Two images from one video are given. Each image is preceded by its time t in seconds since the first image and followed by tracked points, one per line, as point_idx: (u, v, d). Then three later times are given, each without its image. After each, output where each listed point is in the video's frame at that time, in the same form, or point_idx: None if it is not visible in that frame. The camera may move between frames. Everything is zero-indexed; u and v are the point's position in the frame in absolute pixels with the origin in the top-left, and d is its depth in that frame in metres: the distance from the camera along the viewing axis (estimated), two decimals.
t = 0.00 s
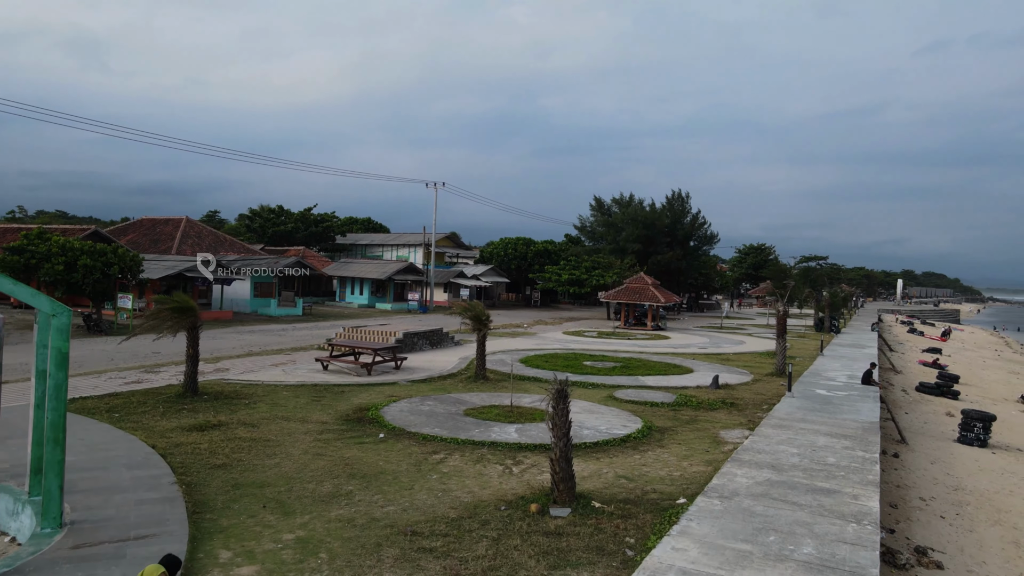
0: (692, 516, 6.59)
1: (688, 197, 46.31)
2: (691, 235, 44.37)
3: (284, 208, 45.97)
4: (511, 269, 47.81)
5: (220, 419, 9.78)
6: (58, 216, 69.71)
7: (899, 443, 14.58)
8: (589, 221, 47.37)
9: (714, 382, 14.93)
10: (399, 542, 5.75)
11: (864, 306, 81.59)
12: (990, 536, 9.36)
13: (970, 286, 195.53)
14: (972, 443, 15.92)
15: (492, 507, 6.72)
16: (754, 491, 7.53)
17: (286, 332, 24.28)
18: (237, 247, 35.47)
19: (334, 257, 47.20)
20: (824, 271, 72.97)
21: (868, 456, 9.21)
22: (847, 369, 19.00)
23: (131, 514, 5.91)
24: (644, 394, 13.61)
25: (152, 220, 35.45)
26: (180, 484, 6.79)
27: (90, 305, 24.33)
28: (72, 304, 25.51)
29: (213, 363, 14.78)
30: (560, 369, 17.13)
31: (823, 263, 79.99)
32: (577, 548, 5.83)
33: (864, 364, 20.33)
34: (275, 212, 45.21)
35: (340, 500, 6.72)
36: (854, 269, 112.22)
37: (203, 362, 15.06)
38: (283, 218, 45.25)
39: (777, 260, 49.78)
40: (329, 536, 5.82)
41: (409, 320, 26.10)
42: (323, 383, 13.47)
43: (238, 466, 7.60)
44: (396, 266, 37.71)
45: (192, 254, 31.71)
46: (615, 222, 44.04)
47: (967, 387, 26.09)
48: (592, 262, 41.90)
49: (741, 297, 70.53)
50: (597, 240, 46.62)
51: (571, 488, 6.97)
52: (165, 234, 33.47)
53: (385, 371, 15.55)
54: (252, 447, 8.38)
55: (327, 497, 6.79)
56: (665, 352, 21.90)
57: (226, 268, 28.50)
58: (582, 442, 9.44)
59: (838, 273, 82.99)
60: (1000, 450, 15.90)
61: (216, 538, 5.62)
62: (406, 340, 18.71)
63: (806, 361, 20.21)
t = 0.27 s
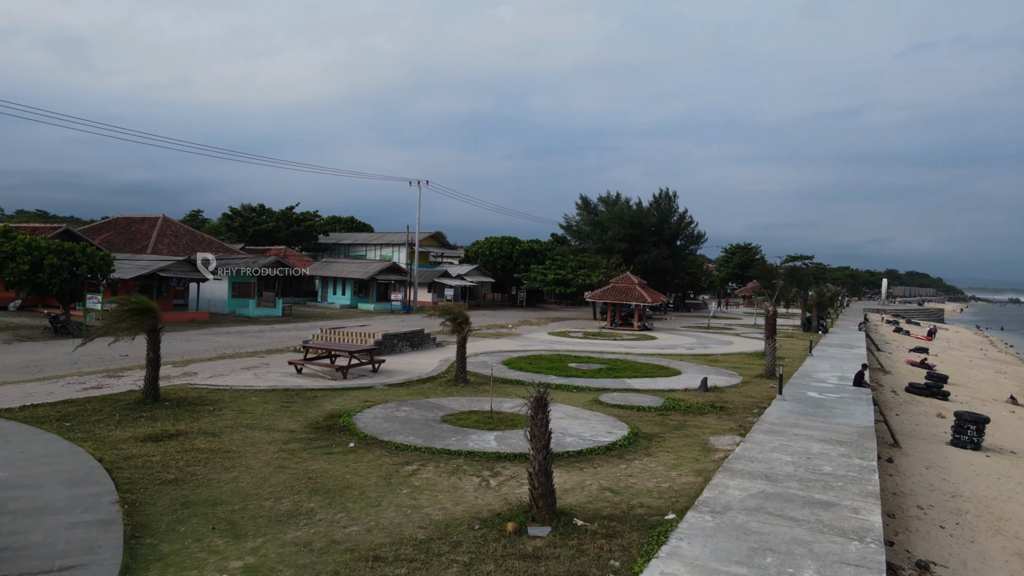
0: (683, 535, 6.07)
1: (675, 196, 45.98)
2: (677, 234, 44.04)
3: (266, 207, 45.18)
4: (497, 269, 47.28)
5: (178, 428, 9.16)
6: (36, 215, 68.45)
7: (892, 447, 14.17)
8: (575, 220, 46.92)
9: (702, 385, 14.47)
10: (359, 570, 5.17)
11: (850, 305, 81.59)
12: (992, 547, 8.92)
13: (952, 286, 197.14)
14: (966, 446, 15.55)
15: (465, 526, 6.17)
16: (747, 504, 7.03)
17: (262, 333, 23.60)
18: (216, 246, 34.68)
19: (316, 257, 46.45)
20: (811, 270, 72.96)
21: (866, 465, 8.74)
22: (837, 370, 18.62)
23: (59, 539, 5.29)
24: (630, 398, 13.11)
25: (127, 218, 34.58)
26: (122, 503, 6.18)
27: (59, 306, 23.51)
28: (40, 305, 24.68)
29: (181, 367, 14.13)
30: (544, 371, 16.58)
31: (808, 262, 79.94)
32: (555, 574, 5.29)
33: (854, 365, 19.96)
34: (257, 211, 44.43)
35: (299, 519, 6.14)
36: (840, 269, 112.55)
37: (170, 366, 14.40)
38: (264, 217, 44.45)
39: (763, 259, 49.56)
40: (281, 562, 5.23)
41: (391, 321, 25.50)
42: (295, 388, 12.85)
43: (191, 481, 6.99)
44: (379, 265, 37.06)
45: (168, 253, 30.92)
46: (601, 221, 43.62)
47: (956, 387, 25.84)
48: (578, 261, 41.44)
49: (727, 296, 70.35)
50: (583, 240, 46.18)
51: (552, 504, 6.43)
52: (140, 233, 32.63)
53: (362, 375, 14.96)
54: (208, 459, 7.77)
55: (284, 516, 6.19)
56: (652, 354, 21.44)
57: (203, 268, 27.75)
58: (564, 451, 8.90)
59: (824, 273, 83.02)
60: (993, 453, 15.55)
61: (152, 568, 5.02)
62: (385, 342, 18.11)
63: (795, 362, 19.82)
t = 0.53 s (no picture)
0: (671, 562, 5.45)
1: (659, 194, 45.56)
2: (662, 233, 43.63)
3: (243, 206, 44.24)
4: (479, 268, 46.64)
5: (123, 441, 8.41)
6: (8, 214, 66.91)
7: (884, 452, 13.68)
8: (558, 219, 46.38)
9: (689, 388, 13.91)
10: None
11: (833, 304, 81.71)
12: (996, 562, 8.40)
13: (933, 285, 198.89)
14: (959, 450, 15.11)
15: (429, 554, 5.51)
16: (741, 524, 6.43)
17: (234, 334, 22.77)
18: (189, 245, 33.72)
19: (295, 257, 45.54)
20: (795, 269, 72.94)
21: (864, 476, 8.19)
22: (826, 371, 18.15)
23: None
24: (614, 402, 12.50)
25: (97, 216, 33.52)
26: (40, 533, 5.45)
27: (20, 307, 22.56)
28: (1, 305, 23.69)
29: (139, 373, 13.35)
30: (524, 373, 15.92)
31: (792, 262, 79.97)
32: None
33: (842, 366, 19.52)
34: (234, 210, 43.49)
35: (241, 547, 5.45)
36: (822, 268, 112.95)
37: (128, 372, 13.60)
38: (241, 215, 43.49)
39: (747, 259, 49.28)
40: None
41: (368, 322, 24.78)
42: (259, 393, 12.11)
43: (125, 503, 6.28)
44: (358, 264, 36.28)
45: (138, 252, 29.95)
46: (585, 220, 43.09)
47: (943, 387, 25.53)
48: (561, 260, 40.88)
49: (711, 295, 70.15)
50: (567, 239, 45.63)
51: (526, 527, 5.79)
52: (110, 231, 31.62)
53: (333, 379, 14.26)
54: (149, 477, 7.06)
55: (225, 544, 5.50)
56: (636, 355, 20.89)
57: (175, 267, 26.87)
58: (542, 463, 8.26)
59: (808, 272, 83.12)
60: (986, 457, 15.12)
61: None
62: (360, 344, 17.39)
63: (782, 364, 19.35)
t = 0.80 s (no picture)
0: None
1: (640, 193, 45.14)
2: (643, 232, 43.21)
3: (216, 204, 43.16)
4: (459, 268, 45.94)
5: (55, 457, 7.63)
6: None
7: (874, 457, 13.19)
8: (539, 218, 45.82)
9: (672, 392, 13.34)
10: None
11: (814, 303, 81.89)
12: None
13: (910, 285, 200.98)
14: (948, 453, 14.68)
15: None
16: (732, 547, 5.82)
17: (200, 337, 21.88)
18: (158, 244, 32.67)
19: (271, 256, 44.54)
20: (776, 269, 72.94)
21: (861, 489, 7.63)
22: (811, 373, 17.69)
23: None
24: (594, 408, 11.88)
25: (62, 214, 32.38)
26: None
27: None
28: None
29: (90, 379, 12.50)
30: (500, 377, 15.26)
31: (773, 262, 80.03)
32: None
33: (828, 367, 19.07)
34: (207, 208, 42.42)
35: None
36: (803, 268, 113.42)
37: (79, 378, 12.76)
38: (214, 214, 42.42)
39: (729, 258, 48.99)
40: None
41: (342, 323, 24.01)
42: (216, 400, 11.34)
43: (40, 533, 5.54)
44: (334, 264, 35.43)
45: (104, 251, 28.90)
46: (566, 219, 42.54)
47: (927, 388, 25.24)
48: (542, 259, 40.31)
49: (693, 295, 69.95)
50: (548, 238, 45.08)
51: (493, 558, 5.13)
52: (75, 230, 30.52)
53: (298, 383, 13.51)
54: (75, 499, 6.31)
55: None
56: (618, 356, 20.32)
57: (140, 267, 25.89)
58: (515, 477, 7.61)
59: (788, 271, 83.28)
60: (976, 461, 14.69)
61: None
62: (330, 347, 16.63)
63: (767, 365, 18.87)
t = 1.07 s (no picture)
0: None
1: (625, 192, 44.76)
2: (628, 231, 42.84)
3: (193, 202, 42.23)
4: (441, 267, 45.31)
5: None
6: None
7: (865, 461, 12.75)
8: (523, 216, 45.29)
9: (657, 395, 12.84)
10: None
11: (797, 303, 82.01)
12: None
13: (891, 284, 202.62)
14: (940, 456, 14.30)
15: None
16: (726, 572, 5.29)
17: (170, 338, 21.12)
18: (130, 244, 31.75)
19: (249, 256, 43.65)
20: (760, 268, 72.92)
21: (860, 502, 7.13)
22: (799, 374, 17.28)
23: None
24: (576, 413, 11.34)
25: (30, 213, 31.38)
26: None
27: None
28: None
29: (43, 385, 11.76)
30: (479, 380, 14.68)
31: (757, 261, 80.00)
32: None
33: (815, 367, 18.68)
34: (183, 207, 41.47)
35: None
36: (786, 267, 113.73)
37: (30, 383, 12.03)
38: (190, 212, 41.47)
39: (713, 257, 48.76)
40: None
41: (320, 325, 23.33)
42: (176, 407, 10.67)
43: None
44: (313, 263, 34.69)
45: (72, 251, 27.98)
46: (550, 218, 42.05)
47: (913, 388, 24.98)
48: (525, 259, 39.78)
49: (677, 294, 69.74)
50: (531, 237, 44.57)
51: None
52: (43, 228, 29.56)
53: (266, 387, 12.86)
54: None
55: None
56: (601, 358, 19.82)
57: (109, 266, 25.05)
58: (489, 492, 7.05)
59: (772, 271, 83.30)
60: (969, 464, 14.32)
61: None
62: (303, 349, 15.97)
63: (753, 366, 18.46)
